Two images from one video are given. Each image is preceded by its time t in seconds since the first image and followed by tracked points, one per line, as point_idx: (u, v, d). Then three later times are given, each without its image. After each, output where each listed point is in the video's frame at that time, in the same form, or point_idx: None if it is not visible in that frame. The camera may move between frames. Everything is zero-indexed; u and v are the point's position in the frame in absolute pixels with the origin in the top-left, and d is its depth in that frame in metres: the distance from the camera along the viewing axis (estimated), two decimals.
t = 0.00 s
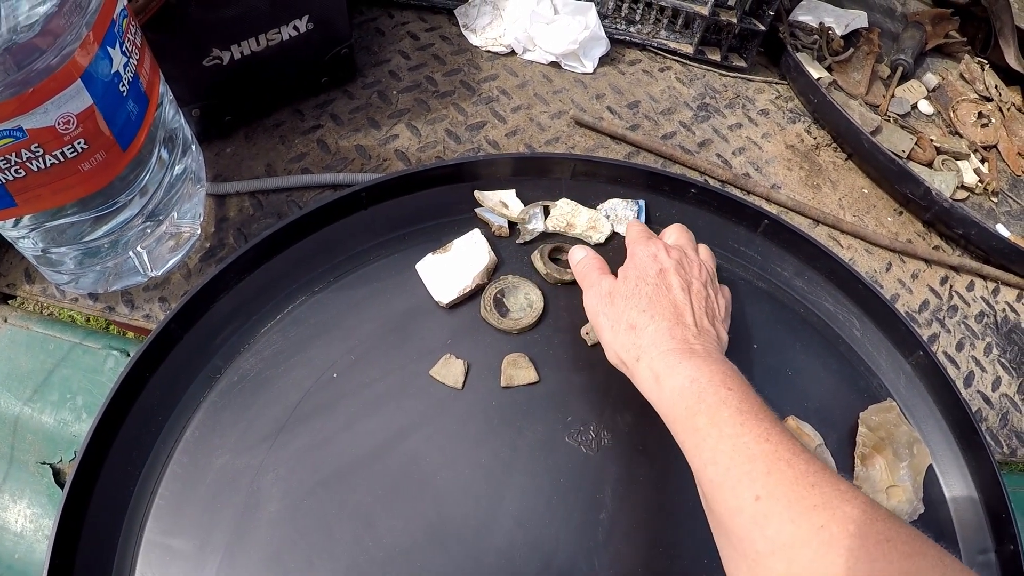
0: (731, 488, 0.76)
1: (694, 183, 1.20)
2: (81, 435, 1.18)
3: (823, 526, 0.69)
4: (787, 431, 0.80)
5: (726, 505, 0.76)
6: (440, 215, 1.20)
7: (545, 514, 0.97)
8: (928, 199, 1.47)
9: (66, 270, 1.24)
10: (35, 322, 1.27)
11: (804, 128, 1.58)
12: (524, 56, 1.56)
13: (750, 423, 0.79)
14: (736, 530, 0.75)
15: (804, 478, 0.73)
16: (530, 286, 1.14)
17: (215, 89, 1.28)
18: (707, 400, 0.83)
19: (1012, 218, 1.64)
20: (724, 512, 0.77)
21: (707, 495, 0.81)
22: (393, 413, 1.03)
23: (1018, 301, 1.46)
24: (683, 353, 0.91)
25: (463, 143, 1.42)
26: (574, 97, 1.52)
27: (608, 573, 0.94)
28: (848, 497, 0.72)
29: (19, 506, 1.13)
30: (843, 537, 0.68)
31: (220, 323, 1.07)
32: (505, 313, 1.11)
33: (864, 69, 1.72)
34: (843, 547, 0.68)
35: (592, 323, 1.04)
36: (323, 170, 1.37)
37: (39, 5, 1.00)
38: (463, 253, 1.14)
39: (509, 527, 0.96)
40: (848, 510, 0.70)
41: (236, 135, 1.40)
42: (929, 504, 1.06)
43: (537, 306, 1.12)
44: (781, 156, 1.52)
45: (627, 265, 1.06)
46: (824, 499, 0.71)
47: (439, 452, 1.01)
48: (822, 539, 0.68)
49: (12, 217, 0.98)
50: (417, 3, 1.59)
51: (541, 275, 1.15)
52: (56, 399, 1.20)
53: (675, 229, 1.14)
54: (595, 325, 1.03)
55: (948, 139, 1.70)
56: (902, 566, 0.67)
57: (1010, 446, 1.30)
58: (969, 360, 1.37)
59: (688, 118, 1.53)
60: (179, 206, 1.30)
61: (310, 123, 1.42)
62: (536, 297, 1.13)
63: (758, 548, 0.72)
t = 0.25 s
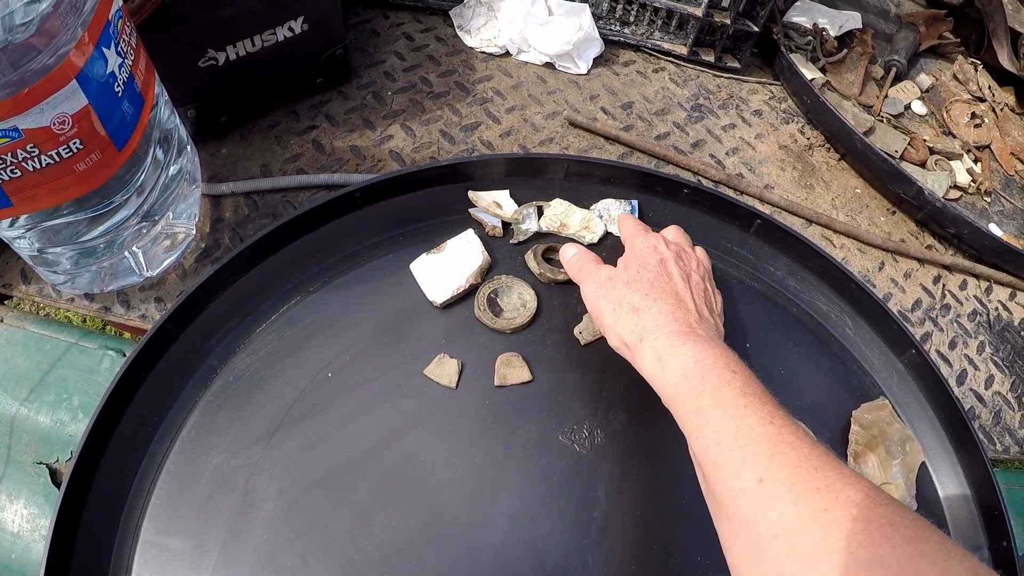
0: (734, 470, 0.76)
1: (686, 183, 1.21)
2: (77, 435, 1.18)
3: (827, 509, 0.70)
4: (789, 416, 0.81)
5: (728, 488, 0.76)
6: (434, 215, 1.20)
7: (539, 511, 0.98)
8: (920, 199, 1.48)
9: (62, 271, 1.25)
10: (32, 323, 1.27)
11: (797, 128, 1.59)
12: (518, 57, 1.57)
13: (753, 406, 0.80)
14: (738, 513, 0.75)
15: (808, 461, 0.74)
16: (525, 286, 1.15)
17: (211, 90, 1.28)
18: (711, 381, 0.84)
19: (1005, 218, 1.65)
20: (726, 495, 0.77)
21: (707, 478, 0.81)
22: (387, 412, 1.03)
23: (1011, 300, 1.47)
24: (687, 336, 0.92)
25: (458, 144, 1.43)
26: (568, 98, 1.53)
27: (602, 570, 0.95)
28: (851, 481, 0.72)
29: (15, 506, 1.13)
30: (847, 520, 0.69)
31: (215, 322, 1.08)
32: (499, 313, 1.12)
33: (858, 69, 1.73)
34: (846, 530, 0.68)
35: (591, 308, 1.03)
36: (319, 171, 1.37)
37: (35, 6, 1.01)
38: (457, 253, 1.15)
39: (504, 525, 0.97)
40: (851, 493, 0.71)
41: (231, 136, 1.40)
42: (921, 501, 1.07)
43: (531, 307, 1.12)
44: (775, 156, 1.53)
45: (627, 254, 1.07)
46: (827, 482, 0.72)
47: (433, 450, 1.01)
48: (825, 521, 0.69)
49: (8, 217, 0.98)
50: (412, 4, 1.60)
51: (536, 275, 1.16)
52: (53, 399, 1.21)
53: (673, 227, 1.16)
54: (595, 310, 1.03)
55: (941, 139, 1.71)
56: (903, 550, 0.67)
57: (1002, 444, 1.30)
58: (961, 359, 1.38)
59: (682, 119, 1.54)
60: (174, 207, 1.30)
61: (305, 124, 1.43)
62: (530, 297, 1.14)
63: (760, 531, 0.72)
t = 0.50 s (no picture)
0: (747, 488, 0.76)
1: (685, 180, 1.21)
2: (78, 432, 1.19)
3: (841, 531, 0.69)
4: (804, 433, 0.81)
5: (741, 506, 0.76)
6: (434, 212, 1.21)
7: (538, 507, 0.98)
8: (919, 196, 1.48)
9: (63, 269, 1.25)
10: (32, 321, 1.28)
11: (796, 125, 1.59)
12: (516, 55, 1.57)
13: (767, 422, 0.80)
14: (750, 531, 0.75)
15: (822, 480, 0.73)
16: (524, 283, 1.15)
17: (210, 89, 1.29)
18: (726, 396, 0.83)
19: (1004, 215, 1.65)
20: (739, 513, 0.76)
21: (719, 493, 0.81)
22: (387, 408, 1.04)
23: (1010, 296, 1.47)
24: (699, 348, 0.91)
25: (457, 142, 1.44)
26: (567, 96, 1.53)
27: (602, 565, 0.95)
28: (867, 502, 0.72)
29: (16, 504, 1.14)
30: (860, 542, 0.68)
31: (215, 320, 1.08)
32: (499, 309, 1.12)
33: (856, 67, 1.73)
34: (861, 553, 0.68)
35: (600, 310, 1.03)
36: (319, 169, 1.38)
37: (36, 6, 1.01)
38: (457, 250, 1.15)
39: (504, 520, 0.97)
40: (867, 515, 0.70)
41: (231, 135, 1.41)
42: (920, 496, 1.07)
43: (531, 303, 1.13)
44: (773, 153, 1.54)
45: (638, 256, 1.06)
46: (842, 503, 0.71)
47: (433, 446, 1.01)
48: (839, 543, 0.69)
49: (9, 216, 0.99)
50: (410, 3, 1.61)
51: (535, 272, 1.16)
52: (53, 397, 1.21)
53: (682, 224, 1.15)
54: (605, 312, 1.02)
55: (939, 137, 1.71)
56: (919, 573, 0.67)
57: (1002, 440, 1.31)
58: (961, 355, 1.38)
59: (680, 116, 1.55)
60: (174, 206, 1.31)
61: (305, 123, 1.43)
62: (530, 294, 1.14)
63: (773, 551, 0.71)
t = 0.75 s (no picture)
0: (745, 524, 0.76)
1: (680, 178, 1.22)
2: (78, 429, 1.19)
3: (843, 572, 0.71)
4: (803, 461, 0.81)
5: (740, 541, 0.77)
6: (431, 210, 1.22)
7: (536, 501, 0.99)
8: (915, 193, 1.49)
9: (63, 267, 1.27)
10: (32, 319, 1.28)
11: (792, 123, 1.60)
12: (513, 55, 1.58)
13: (765, 451, 0.80)
14: (749, 566, 0.76)
15: (823, 519, 0.75)
16: (521, 280, 1.16)
17: (209, 90, 1.30)
18: (721, 424, 0.82)
19: (1000, 212, 1.66)
20: (737, 546, 0.77)
21: (713, 520, 0.81)
22: (386, 404, 1.05)
23: (1006, 293, 1.48)
24: (692, 366, 0.88)
25: (454, 141, 1.44)
26: (564, 94, 1.54)
27: (599, 559, 0.96)
28: (867, 540, 0.74)
29: (17, 500, 1.15)
30: None
31: (215, 318, 1.09)
32: (496, 306, 1.13)
33: (851, 65, 1.74)
34: None
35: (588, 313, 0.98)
36: (317, 168, 1.39)
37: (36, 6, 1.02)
38: (454, 248, 1.16)
39: (501, 515, 0.98)
40: (870, 555, 0.72)
41: (230, 135, 1.42)
42: (915, 491, 1.08)
43: (527, 301, 1.13)
44: (769, 151, 1.55)
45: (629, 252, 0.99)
46: (844, 543, 0.73)
47: (431, 442, 1.02)
48: None
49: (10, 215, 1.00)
50: (408, 3, 1.62)
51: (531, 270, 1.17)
52: (54, 394, 1.22)
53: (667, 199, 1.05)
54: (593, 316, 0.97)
55: (935, 134, 1.72)
56: None
57: (998, 436, 1.31)
58: (956, 352, 1.39)
59: (676, 115, 1.55)
60: (174, 205, 1.31)
61: (303, 122, 1.44)
62: (527, 291, 1.15)
63: None
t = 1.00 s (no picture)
0: None
1: (682, 166, 1.22)
2: (81, 420, 1.19)
3: None
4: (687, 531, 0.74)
5: None
6: (433, 200, 1.21)
7: (539, 488, 0.98)
8: (916, 183, 1.48)
9: (66, 259, 1.27)
10: (35, 312, 1.29)
11: (792, 114, 1.60)
12: (513, 46, 1.58)
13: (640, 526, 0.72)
14: None
15: None
16: (524, 268, 1.16)
17: (210, 81, 1.30)
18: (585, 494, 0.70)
19: (1001, 204, 1.66)
20: None
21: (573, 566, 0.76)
22: (388, 392, 1.04)
23: (1008, 285, 1.48)
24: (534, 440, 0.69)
25: (455, 131, 1.44)
26: (565, 85, 1.54)
27: (602, 547, 0.95)
28: None
29: (21, 492, 1.14)
30: None
31: (217, 307, 1.09)
32: (498, 293, 1.13)
33: (852, 57, 1.74)
34: None
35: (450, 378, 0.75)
36: (318, 159, 1.39)
37: None
38: (456, 236, 1.16)
39: (504, 502, 0.97)
40: None
41: (231, 127, 1.42)
42: (919, 478, 1.07)
43: (530, 289, 1.13)
44: (770, 142, 1.54)
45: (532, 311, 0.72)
46: None
47: (434, 430, 1.02)
48: None
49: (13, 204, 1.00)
50: None
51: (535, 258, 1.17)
52: (56, 385, 1.22)
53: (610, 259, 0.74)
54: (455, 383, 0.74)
55: (936, 126, 1.72)
56: None
57: (1000, 427, 1.31)
58: (959, 342, 1.38)
59: (677, 105, 1.55)
60: (175, 195, 1.32)
61: (304, 113, 1.44)
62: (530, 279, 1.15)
63: None
